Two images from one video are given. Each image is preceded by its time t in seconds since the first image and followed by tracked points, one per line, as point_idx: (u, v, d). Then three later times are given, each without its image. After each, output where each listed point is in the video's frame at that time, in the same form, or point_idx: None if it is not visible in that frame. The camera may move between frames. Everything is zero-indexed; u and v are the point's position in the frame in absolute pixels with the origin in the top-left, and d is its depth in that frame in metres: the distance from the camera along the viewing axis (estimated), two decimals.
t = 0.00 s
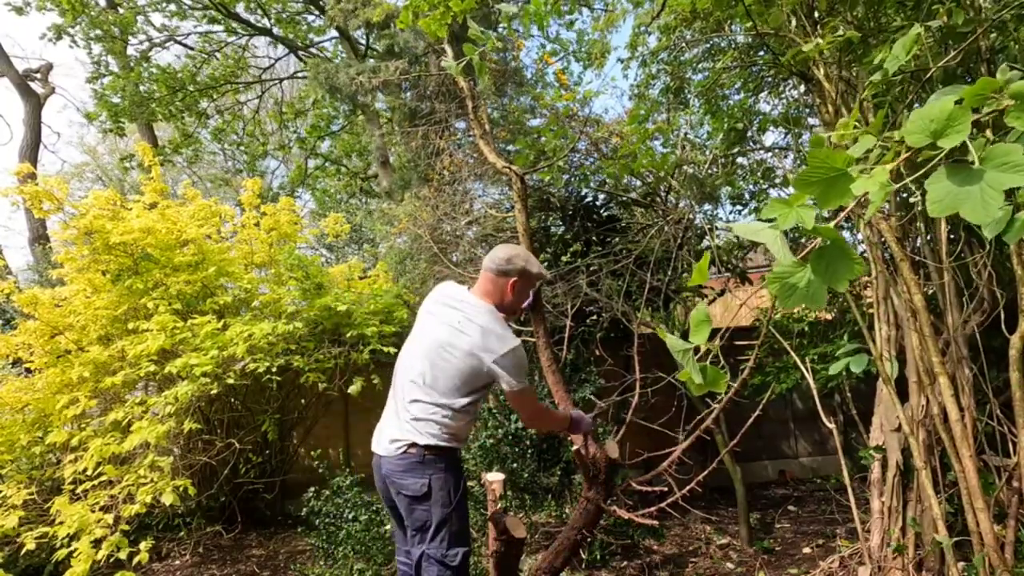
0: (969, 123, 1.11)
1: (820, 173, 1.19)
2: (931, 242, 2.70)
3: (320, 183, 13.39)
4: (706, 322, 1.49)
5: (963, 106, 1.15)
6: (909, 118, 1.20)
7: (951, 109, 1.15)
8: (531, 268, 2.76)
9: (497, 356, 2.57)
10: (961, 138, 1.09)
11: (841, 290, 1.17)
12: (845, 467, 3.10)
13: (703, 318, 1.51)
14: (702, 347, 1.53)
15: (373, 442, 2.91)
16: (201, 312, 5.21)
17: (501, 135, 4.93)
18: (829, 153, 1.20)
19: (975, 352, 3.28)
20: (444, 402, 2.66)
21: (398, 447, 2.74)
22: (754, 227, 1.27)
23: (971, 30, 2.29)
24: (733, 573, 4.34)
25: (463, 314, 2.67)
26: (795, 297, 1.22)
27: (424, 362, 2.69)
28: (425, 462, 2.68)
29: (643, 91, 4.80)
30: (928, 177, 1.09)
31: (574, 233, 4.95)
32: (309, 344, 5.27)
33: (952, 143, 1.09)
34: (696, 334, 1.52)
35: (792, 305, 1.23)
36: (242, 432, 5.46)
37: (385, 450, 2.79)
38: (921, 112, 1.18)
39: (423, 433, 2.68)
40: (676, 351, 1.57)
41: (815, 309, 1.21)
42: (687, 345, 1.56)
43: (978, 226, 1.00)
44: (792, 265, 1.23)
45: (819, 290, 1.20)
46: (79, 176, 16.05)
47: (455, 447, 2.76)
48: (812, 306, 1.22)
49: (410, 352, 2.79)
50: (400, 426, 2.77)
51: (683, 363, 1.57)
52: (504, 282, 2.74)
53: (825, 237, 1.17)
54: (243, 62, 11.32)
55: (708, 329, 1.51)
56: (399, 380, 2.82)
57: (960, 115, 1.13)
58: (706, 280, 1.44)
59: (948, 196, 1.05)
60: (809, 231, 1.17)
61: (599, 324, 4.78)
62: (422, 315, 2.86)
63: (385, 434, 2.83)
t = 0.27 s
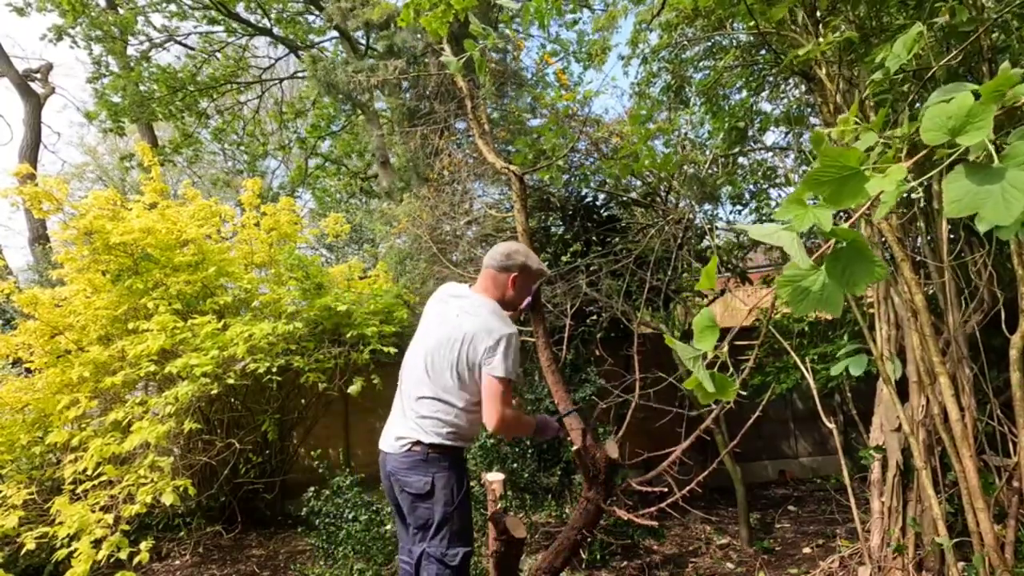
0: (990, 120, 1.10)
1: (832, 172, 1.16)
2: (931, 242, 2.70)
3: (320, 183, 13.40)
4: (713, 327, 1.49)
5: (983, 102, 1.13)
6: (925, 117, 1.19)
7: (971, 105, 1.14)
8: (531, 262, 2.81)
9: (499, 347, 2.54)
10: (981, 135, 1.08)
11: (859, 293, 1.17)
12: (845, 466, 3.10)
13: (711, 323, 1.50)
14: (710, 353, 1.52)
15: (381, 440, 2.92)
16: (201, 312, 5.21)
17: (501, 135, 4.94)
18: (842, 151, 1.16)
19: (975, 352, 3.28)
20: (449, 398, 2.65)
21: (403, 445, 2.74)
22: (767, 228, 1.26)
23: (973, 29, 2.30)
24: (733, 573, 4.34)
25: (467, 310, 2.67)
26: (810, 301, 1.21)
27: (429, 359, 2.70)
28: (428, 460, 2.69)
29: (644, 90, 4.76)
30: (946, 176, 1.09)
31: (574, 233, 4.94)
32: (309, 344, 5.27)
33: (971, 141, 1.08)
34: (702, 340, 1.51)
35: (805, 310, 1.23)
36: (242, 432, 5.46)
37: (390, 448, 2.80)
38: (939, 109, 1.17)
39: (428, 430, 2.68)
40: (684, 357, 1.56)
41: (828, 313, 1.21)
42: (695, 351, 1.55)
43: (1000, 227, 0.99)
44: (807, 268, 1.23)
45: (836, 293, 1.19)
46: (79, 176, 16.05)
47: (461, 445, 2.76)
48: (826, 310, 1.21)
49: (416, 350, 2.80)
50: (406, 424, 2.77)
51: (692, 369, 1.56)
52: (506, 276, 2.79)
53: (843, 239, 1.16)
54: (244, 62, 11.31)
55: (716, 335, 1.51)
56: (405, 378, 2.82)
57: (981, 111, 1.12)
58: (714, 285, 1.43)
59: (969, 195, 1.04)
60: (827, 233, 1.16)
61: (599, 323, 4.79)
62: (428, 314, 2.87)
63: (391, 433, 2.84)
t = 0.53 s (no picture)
0: (999, 110, 1.10)
1: (838, 164, 1.16)
2: (931, 242, 2.69)
3: (320, 183, 13.41)
4: (717, 322, 1.50)
5: (991, 93, 1.12)
6: (931, 108, 1.19)
7: (978, 97, 1.13)
8: (537, 268, 2.85)
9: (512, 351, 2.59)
10: (989, 127, 1.08)
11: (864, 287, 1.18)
12: (845, 467, 3.11)
13: (715, 318, 1.51)
14: (714, 348, 1.53)
15: (381, 441, 2.91)
16: (201, 312, 5.21)
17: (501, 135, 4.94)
18: (848, 144, 1.18)
19: (976, 352, 3.28)
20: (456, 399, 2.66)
21: (406, 446, 2.74)
22: (774, 221, 1.27)
23: (976, 27, 2.29)
24: (734, 573, 4.34)
25: (477, 312, 2.70)
26: (815, 296, 1.21)
27: (436, 360, 2.71)
28: (432, 461, 2.69)
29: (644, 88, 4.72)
30: (954, 168, 1.09)
31: (574, 233, 4.94)
32: (309, 344, 5.28)
33: (979, 132, 1.09)
34: (705, 336, 1.52)
35: (810, 305, 1.22)
36: (242, 432, 5.46)
37: (392, 449, 2.79)
38: (946, 102, 1.17)
39: (433, 431, 2.69)
40: (689, 352, 1.57)
41: (834, 309, 1.20)
42: (700, 345, 1.56)
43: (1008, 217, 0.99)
44: (812, 263, 1.23)
45: (841, 288, 1.20)
46: (79, 176, 16.03)
47: (462, 448, 2.77)
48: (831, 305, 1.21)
49: (422, 351, 2.80)
50: (409, 424, 2.77)
51: (696, 364, 1.56)
52: (512, 281, 2.82)
53: (848, 232, 1.17)
54: (244, 62, 11.31)
55: (721, 327, 1.51)
56: (409, 379, 2.82)
57: (988, 101, 1.12)
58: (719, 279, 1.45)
59: (977, 187, 1.04)
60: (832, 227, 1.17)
61: (599, 324, 4.79)
62: (433, 315, 2.88)
63: (393, 433, 2.83)
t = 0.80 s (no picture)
0: (995, 99, 1.14)
1: (837, 152, 1.24)
2: (931, 242, 2.69)
3: (319, 183, 13.42)
4: (715, 307, 1.55)
5: (987, 82, 1.16)
6: (930, 98, 1.22)
7: (975, 86, 1.17)
8: (533, 265, 2.85)
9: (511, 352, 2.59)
10: (985, 116, 1.12)
11: (859, 271, 1.22)
12: (845, 467, 3.11)
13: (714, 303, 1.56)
14: (711, 332, 1.57)
15: (379, 441, 2.91)
16: (201, 312, 5.21)
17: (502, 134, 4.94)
18: (848, 134, 1.26)
19: (976, 352, 3.28)
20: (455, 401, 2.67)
21: (405, 447, 2.74)
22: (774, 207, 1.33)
23: (977, 27, 2.29)
24: (734, 573, 4.35)
25: (475, 313, 2.69)
26: (812, 279, 1.27)
27: (435, 361, 2.70)
28: (431, 462, 2.70)
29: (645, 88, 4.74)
30: (952, 155, 1.13)
31: (574, 233, 4.95)
32: (309, 344, 5.28)
33: (976, 122, 1.13)
34: (703, 321, 1.57)
35: (806, 288, 1.28)
36: (242, 432, 5.47)
37: (391, 451, 2.79)
38: (944, 90, 1.21)
39: (432, 432, 2.69)
40: (685, 336, 1.60)
41: (829, 292, 1.25)
42: (697, 330, 1.59)
43: (1003, 203, 1.04)
44: (810, 248, 1.29)
45: (837, 272, 1.24)
46: (79, 176, 16.02)
47: (461, 448, 2.77)
48: (828, 289, 1.26)
49: (419, 352, 2.80)
50: (408, 425, 2.77)
51: (693, 348, 1.59)
52: (508, 279, 2.82)
53: (844, 217, 1.23)
54: (244, 61, 11.31)
55: (718, 313, 1.56)
56: (407, 379, 2.82)
57: (985, 91, 1.15)
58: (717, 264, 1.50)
59: (974, 174, 1.08)
60: (830, 211, 1.23)
61: (599, 323, 4.79)
62: (430, 315, 2.86)
63: (391, 434, 2.83)
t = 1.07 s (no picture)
0: (985, 98, 1.14)
1: (832, 149, 1.23)
2: (931, 242, 2.70)
3: (319, 183, 13.42)
4: (710, 302, 1.55)
5: (979, 82, 1.17)
6: (921, 97, 1.22)
7: (966, 85, 1.17)
8: (541, 269, 2.87)
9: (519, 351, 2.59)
10: (975, 114, 1.12)
11: (850, 265, 1.23)
12: (845, 467, 3.11)
13: (709, 297, 1.56)
14: (706, 326, 1.58)
15: (385, 441, 2.91)
16: (201, 312, 5.21)
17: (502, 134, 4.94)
18: (839, 130, 1.24)
19: (976, 352, 3.29)
20: (462, 399, 2.67)
21: (411, 445, 2.74)
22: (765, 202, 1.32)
23: (976, 27, 2.30)
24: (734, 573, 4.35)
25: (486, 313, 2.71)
26: (804, 273, 1.28)
27: (443, 360, 2.71)
28: (438, 461, 2.70)
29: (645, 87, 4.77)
30: (942, 153, 1.12)
31: (574, 233, 4.95)
32: (309, 344, 5.28)
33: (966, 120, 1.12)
34: (699, 314, 1.58)
35: (799, 284, 1.29)
36: (242, 432, 5.47)
37: (397, 449, 2.79)
38: (935, 90, 1.21)
39: (438, 431, 2.69)
40: (681, 328, 1.62)
41: (822, 286, 1.27)
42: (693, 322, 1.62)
43: (992, 200, 1.03)
44: (801, 243, 1.30)
45: (828, 266, 1.26)
46: (78, 175, 16.01)
47: (468, 448, 2.78)
48: (820, 283, 1.27)
49: (428, 352, 2.81)
50: (415, 424, 2.77)
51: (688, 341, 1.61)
52: (518, 283, 2.84)
53: (835, 213, 1.24)
54: (244, 61, 11.30)
55: (712, 307, 1.57)
56: (416, 378, 2.82)
57: (975, 90, 1.16)
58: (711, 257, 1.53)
59: (963, 172, 1.07)
60: (822, 207, 1.23)
61: (599, 324, 4.79)
62: (441, 316, 2.88)
63: (397, 433, 2.83)
